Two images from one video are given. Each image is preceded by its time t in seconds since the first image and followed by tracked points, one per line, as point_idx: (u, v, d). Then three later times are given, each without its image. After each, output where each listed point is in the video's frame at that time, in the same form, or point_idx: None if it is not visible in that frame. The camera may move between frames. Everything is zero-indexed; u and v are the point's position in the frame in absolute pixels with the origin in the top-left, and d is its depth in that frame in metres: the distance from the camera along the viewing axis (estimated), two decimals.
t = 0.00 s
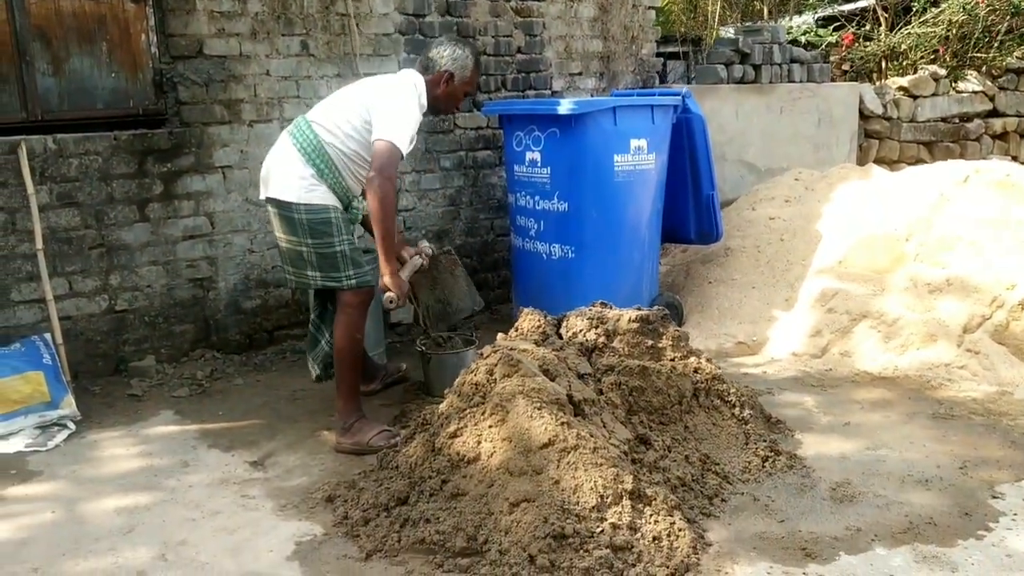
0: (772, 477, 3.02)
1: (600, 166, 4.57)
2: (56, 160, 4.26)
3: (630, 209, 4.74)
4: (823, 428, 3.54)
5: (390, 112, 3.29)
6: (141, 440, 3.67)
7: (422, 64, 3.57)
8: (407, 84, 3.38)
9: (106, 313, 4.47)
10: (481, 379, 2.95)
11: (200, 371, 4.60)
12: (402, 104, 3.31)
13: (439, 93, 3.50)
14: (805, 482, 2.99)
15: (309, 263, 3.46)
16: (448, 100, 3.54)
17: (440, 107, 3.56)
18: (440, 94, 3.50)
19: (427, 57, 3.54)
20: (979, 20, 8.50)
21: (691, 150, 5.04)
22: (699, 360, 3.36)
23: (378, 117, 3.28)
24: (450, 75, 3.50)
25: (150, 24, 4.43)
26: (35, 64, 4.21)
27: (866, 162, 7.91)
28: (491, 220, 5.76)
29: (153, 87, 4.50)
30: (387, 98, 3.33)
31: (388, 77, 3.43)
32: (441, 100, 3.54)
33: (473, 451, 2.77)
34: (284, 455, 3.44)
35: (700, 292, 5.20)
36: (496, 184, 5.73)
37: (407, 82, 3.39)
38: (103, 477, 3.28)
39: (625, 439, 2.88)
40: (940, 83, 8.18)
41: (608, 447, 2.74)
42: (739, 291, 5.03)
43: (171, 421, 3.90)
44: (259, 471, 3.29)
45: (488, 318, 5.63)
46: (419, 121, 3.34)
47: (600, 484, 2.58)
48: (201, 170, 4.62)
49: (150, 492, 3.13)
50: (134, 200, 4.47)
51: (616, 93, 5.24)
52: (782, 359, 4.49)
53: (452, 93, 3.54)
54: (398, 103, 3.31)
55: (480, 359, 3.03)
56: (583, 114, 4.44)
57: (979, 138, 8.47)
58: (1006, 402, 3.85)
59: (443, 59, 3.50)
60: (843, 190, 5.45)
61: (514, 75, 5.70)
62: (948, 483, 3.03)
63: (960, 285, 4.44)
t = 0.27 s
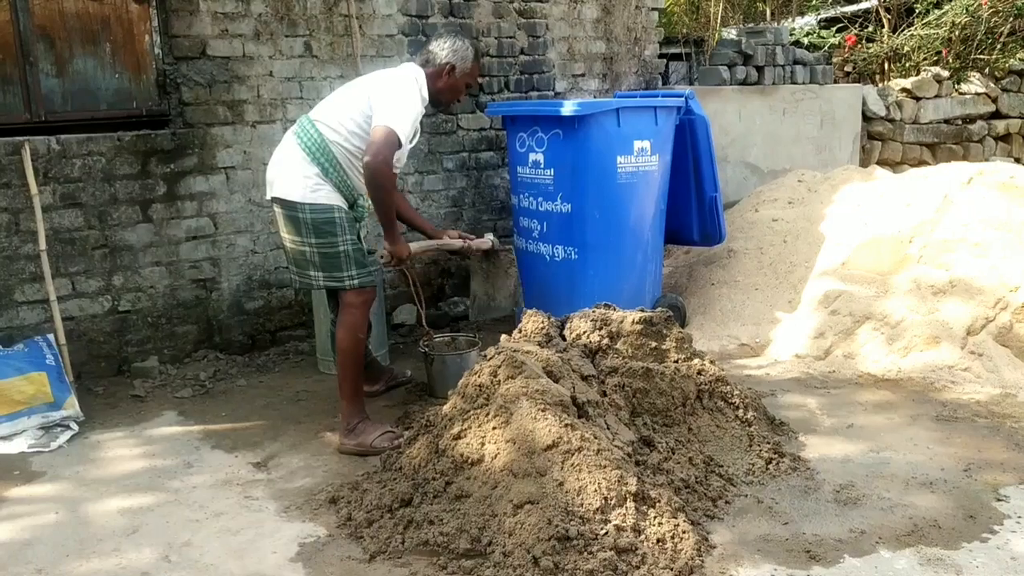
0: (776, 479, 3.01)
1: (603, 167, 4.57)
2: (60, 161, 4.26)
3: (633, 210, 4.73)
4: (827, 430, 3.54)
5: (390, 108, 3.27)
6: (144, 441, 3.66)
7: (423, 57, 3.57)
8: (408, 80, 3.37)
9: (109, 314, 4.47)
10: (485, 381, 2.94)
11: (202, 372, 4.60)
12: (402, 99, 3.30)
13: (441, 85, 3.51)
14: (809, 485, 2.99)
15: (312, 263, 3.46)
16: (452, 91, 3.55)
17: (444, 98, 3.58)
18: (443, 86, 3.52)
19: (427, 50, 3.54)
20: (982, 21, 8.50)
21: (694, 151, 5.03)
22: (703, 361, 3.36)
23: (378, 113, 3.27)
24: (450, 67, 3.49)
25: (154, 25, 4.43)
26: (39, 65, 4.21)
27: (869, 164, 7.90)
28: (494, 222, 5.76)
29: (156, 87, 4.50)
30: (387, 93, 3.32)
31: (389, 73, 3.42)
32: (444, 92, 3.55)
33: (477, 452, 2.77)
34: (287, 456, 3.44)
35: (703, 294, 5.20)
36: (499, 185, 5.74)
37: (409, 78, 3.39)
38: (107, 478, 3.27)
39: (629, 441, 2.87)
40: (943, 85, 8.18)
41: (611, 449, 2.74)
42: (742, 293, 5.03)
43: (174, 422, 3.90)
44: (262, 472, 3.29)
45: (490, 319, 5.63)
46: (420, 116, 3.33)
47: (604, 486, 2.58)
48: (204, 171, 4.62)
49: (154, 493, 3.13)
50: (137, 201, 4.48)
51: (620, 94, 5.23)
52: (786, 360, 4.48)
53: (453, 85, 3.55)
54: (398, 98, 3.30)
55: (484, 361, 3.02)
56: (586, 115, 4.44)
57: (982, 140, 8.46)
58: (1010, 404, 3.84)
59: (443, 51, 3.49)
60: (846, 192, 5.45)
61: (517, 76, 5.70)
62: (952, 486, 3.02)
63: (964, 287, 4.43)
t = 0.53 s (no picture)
0: (782, 480, 3.02)
1: (607, 168, 4.57)
2: (64, 162, 4.27)
3: (637, 211, 4.74)
4: (831, 431, 3.54)
5: (400, 113, 3.29)
6: (148, 441, 3.66)
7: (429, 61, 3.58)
8: (416, 84, 3.38)
9: (113, 315, 4.47)
10: (490, 382, 2.94)
11: (206, 373, 4.60)
12: (411, 104, 3.31)
13: (447, 90, 3.52)
14: (815, 485, 2.99)
15: (313, 262, 3.46)
16: (458, 96, 3.56)
17: (449, 103, 3.58)
18: (449, 90, 3.53)
19: (434, 55, 3.55)
20: (984, 22, 8.47)
21: (697, 152, 5.04)
22: (708, 362, 3.35)
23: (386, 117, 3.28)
24: (457, 72, 3.51)
25: (158, 26, 4.44)
26: (43, 66, 4.22)
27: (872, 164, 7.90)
28: (497, 222, 5.76)
29: (161, 88, 4.51)
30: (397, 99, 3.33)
31: (398, 77, 3.43)
32: (450, 96, 3.56)
33: (483, 453, 2.77)
34: (292, 456, 3.45)
35: (706, 294, 5.21)
36: (502, 185, 5.74)
37: (417, 82, 3.41)
38: (112, 478, 3.28)
39: (634, 442, 2.87)
40: (945, 86, 8.18)
41: (617, 450, 2.74)
42: (746, 294, 5.03)
43: (178, 422, 3.90)
44: (267, 472, 3.29)
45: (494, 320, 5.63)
46: (428, 122, 3.34)
47: (610, 486, 2.58)
48: (208, 171, 4.63)
49: (159, 493, 3.13)
50: (142, 201, 4.48)
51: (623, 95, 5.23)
52: (789, 361, 4.48)
53: (460, 90, 3.56)
54: (408, 103, 3.31)
55: (489, 362, 3.02)
56: (590, 116, 4.44)
57: (984, 141, 8.46)
58: (1014, 405, 3.84)
59: (449, 56, 3.50)
60: (849, 193, 5.45)
61: (520, 77, 5.70)
62: (957, 486, 3.02)
63: (968, 288, 4.43)
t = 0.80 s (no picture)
0: (785, 480, 3.02)
1: (610, 169, 4.58)
2: (69, 162, 4.27)
3: (640, 211, 4.75)
4: (834, 431, 3.54)
5: (416, 124, 3.32)
6: (153, 441, 3.67)
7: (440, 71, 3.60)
8: (429, 89, 3.39)
9: (117, 315, 4.48)
10: (495, 381, 2.94)
11: (210, 373, 4.61)
12: (423, 111, 3.33)
13: (458, 101, 3.54)
14: (818, 485, 3.00)
15: (321, 262, 3.48)
16: (468, 107, 3.57)
17: (460, 114, 3.60)
18: (461, 101, 3.54)
19: (446, 66, 3.56)
20: (985, 23, 8.48)
21: (699, 153, 5.05)
22: (711, 361, 3.36)
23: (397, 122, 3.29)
24: (469, 84, 3.52)
25: (162, 26, 4.45)
26: (48, 66, 4.23)
27: (873, 165, 7.91)
28: (500, 223, 5.77)
29: (165, 89, 4.52)
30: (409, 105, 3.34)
31: (410, 82, 3.45)
32: (461, 107, 3.57)
33: (488, 452, 2.77)
34: (297, 456, 3.45)
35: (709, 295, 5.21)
36: (505, 186, 5.75)
37: (431, 88, 3.41)
38: (117, 477, 3.28)
39: (638, 442, 2.88)
40: (946, 86, 8.19)
41: (622, 449, 2.75)
42: (748, 294, 5.04)
43: (183, 422, 3.91)
44: (272, 472, 3.30)
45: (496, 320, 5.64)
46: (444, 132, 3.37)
47: (614, 486, 2.59)
48: (211, 172, 4.64)
49: (164, 492, 3.14)
50: (146, 202, 4.49)
51: (626, 95, 5.24)
52: (792, 361, 4.48)
53: (471, 101, 3.57)
54: (420, 110, 3.33)
55: (493, 361, 3.03)
56: (593, 117, 4.45)
57: (986, 141, 8.46)
58: (1017, 405, 3.85)
59: (462, 68, 3.52)
60: (852, 194, 5.46)
61: (523, 77, 5.71)
62: (961, 486, 3.03)
63: (970, 288, 4.44)
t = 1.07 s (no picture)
0: (789, 479, 3.03)
1: (613, 169, 4.59)
2: (72, 162, 4.28)
3: (642, 211, 4.75)
4: (837, 431, 3.55)
5: (423, 117, 3.32)
6: (156, 440, 3.67)
7: (443, 69, 3.61)
8: (434, 85, 3.39)
9: (120, 314, 4.49)
10: (500, 381, 2.94)
11: (213, 372, 4.62)
12: (427, 106, 3.33)
13: (461, 97, 3.54)
14: (821, 484, 3.00)
15: (326, 262, 3.48)
16: (471, 103, 3.58)
17: (462, 110, 3.60)
18: (463, 97, 3.54)
19: (448, 63, 3.58)
20: (987, 23, 8.47)
21: (702, 153, 5.05)
22: (714, 361, 3.36)
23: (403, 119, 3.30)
24: (471, 79, 3.53)
25: (165, 26, 4.46)
26: (51, 66, 4.24)
27: (875, 165, 7.92)
28: (503, 223, 5.78)
29: (168, 89, 4.53)
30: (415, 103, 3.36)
31: (415, 78, 3.45)
32: (463, 103, 3.58)
33: (492, 452, 2.78)
34: (300, 455, 3.46)
35: (711, 295, 5.22)
36: (508, 186, 5.75)
37: (435, 83, 3.41)
38: (121, 476, 3.29)
39: (642, 441, 2.88)
40: (948, 87, 8.19)
41: (626, 449, 2.75)
42: (751, 295, 5.05)
43: (186, 421, 3.91)
44: (276, 471, 3.31)
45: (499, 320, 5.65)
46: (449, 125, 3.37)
47: (619, 485, 2.59)
48: (215, 171, 4.64)
49: (169, 492, 3.15)
50: (149, 201, 4.50)
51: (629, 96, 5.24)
52: (795, 361, 4.48)
53: (473, 97, 3.58)
54: (427, 105, 3.33)
55: (497, 361, 3.03)
56: (596, 117, 4.45)
57: (987, 142, 8.45)
58: (1020, 405, 3.85)
59: (464, 64, 3.53)
60: (854, 194, 5.46)
61: (525, 78, 5.72)
62: (964, 486, 3.03)
63: (973, 289, 4.44)
